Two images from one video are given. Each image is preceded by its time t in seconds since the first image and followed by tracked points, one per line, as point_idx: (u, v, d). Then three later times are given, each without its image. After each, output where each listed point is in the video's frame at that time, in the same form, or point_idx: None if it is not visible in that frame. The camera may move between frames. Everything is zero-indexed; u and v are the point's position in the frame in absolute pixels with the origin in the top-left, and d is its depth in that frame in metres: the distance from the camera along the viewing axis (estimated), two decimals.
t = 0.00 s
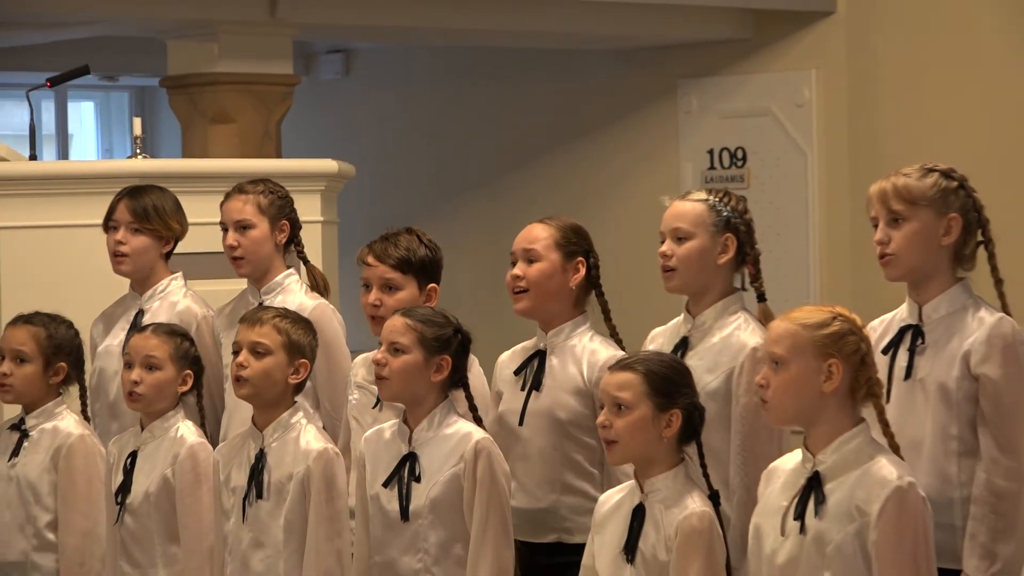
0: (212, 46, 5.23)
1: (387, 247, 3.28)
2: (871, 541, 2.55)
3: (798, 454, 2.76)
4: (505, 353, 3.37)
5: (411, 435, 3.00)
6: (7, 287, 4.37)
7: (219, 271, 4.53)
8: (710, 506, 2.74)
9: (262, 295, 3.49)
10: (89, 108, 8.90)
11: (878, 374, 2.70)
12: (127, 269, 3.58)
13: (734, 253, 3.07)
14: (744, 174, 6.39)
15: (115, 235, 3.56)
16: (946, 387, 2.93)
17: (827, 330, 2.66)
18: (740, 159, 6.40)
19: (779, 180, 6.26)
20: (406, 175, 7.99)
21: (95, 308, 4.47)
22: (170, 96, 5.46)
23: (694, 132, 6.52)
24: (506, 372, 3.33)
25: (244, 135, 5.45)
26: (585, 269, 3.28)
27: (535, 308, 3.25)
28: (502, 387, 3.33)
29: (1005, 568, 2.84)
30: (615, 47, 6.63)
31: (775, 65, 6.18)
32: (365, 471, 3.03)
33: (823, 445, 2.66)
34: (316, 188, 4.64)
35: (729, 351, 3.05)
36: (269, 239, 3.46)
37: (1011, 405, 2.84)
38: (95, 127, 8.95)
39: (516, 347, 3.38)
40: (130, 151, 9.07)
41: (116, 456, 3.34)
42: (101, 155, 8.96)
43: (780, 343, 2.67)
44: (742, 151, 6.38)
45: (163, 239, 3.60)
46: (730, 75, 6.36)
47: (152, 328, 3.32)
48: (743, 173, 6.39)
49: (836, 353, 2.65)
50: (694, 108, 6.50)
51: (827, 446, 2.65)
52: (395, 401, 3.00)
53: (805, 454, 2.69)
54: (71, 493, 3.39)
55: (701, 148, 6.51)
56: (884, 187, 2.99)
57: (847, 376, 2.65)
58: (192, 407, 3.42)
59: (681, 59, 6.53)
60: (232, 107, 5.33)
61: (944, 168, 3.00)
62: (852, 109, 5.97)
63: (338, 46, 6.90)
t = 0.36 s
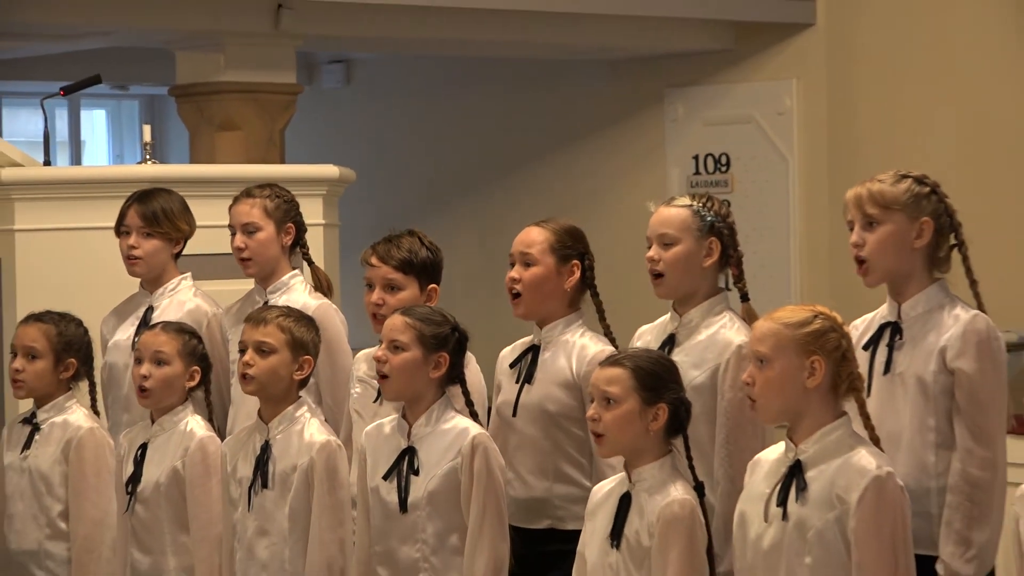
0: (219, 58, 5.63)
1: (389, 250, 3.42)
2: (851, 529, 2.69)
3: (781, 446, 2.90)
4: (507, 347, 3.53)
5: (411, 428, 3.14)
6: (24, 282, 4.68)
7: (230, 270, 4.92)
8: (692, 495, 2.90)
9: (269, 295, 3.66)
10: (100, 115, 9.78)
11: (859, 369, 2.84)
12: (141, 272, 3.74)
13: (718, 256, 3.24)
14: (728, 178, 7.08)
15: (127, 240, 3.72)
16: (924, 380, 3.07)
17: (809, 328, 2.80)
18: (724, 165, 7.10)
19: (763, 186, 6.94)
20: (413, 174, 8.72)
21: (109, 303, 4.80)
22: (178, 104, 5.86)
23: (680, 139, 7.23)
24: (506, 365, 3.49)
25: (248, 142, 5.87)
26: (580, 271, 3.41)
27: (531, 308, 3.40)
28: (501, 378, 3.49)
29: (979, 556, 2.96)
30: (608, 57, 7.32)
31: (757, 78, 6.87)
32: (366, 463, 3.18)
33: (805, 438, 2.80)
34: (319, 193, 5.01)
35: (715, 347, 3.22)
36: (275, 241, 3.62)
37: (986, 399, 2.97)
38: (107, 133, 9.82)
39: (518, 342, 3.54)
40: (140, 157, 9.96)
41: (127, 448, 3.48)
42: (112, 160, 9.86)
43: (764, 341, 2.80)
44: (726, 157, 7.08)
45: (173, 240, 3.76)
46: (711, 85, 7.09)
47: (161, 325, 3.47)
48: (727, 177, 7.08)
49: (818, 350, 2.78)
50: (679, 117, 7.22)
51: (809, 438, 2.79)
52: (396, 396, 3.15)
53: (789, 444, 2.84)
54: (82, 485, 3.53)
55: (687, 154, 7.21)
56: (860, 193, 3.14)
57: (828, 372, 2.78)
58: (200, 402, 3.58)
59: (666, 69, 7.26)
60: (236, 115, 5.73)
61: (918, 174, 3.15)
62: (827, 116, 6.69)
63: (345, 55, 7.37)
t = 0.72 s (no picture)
0: (227, 68, 5.83)
1: (389, 250, 3.57)
2: (835, 518, 2.82)
3: (769, 440, 3.04)
4: (504, 344, 3.67)
5: (411, 423, 3.29)
6: (39, 283, 4.82)
7: (237, 271, 5.08)
8: (674, 483, 3.04)
9: (275, 294, 3.81)
10: (113, 122, 10.02)
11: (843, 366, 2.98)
12: (150, 272, 3.91)
13: (705, 258, 3.38)
14: (714, 183, 7.32)
15: (137, 241, 3.88)
16: (900, 376, 3.21)
17: (794, 327, 2.93)
18: (711, 170, 7.34)
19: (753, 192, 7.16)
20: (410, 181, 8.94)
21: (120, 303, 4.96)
22: (188, 112, 6.05)
23: (668, 144, 7.47)
24: (502, 362, 3.64)
25: (255, 148, 6.05)
26: (571, 271, 3.55)
27: (525, 308, 3.54)
28: (498, 374, 3.64)
29: (954, 544, 3.10)
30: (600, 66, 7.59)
31: (739, 86, 7.13)
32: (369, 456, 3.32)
33: (792, 432, 2.94)
34: (324, 196, 5.17)
35: (703, 344, 3.37)
36: (281, 244, 3.77)
37: (958, 395, 3.12)
38: (120, 138, 10.04)
39: (515, 339, 3.69)
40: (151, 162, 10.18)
41: (140, 442, 3.63)
42: (124, 165, 10.07)
43: (752, 339, 2.94)
44: (713, 163, 7.32)
45: (181, 242, 3.92)
46: (698, 93, 7.32)
47: (168, 325, 3.60)
48: (712, 182, 7.32)
49: (803, 347, 2.92)
50: (668, 122, 7.46)
51: (795, 432, 2.93)
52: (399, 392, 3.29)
53: (775, 439, 2.97)
54: (95, 478, 3.67)
55: (675, 159, 7.45)
56: (839, 196, 3.30)
57: (813, 368, 2.92)
58: (209, 397, 3.73)
59: (653, 79, 7.50)
60: (243, 121, 5.93)
61: (895, 179, 3.30)
62: (820, 116, 6.84)
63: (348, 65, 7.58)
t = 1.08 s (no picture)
0: (237, 77, 6.02)
1: (388, 252, 3.71)
2: (821, 510, 2.95)
3: (757, 435, 3.18)
4: (493, 342, 3.82)
5: (412, 418, 3.43)
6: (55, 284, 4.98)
7: (243, 273, 5.22)
8: (664, 475, 3.19)
9: (281, 294, 3.95)
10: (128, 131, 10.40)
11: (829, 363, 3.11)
12: (160, 274, 4.08)
13: (693, 259, 3.54)
14: (703, 187, 7.58)
15: (149, 244, 4.06)
16: (877, 373, 3.36)
17: (782, 325, 3.06)
18: (700, 175, 7.60)
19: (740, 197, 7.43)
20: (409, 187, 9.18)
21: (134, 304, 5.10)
22: (199, 120, 6.24)
23: (660, 149, 7.73)
24: (492, 360, 3.78)
25: (264, 155, 6.24)
26: (563, 272, 3.69)
27: (518, 306, 3.69)
28: (488, 372, 3.78)
29: (930, 534, 3.25)
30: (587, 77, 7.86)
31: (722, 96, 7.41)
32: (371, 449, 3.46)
33: (779, 427, 3.07)
34: (327, 201, 5.31)
35: (692, 342, 3.52)
36: (287, 246, 3.92)
37: (933, 388, 3.26)
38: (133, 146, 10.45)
39: (503, 338, 3.83)
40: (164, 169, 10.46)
41: (152, 436, 3.78)
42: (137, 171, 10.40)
43: (742, 337, 3.07)
44: (702, 168, 7.58)
45: (191, 246, 4.10)
46: (686, 102, 7.59)
47: (176, 324, 3.75)
48: (701, 186, 7.59)
49: (790, 345, 3.05)
50: (659, 129, 7.71)
51: (783, 427, 3.06)
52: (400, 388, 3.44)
53: (765, 434, 3.11)
54: (110, 471, 3.82)
55: (667, 163, 7.71)
56: (820, 199, 3.46)
57: (800, 365, 3.05)
58: (218, 394, 3.89)
59: (644, 86, 7.76)
60: (252, 130, 6.11)
61: (875, 187, 3.47)
62: (816, 117, 7.07)
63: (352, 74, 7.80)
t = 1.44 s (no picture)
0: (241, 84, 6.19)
1: (384, 254, 3.87)
2: (802, 500, 3.06)
3: (742, 428, 3.29)
4: (483, 341, 3.93)
5: (408, 413, 3.57)
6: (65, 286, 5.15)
7: (246, 274, 5.41)
8: (651, 469, 3.32)
9: (283, 294, 4.14)
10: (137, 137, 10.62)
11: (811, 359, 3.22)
12: (166, 274, 4.25)
13: (679, 260, 3.68)
14: (688, 192, 8.02)
15: (156, 246, 4.24)
16: (853, 371, 3.50)
17: (765, 323, 3.17)
18: (684, 179, 8.03)
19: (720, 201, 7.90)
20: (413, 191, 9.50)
21: (141, 304, 5.29)
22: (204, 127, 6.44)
23: (648, 153, 8.14)
24: (488, 357, 3.89)
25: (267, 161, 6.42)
26: (559, 272, 3.84)
27: (516, 306, 3.83)
28: (483, 368, 3.90)
29: (903, 525, 3.38)
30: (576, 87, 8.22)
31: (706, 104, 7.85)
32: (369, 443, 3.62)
33: (763, 421, 3.19)
34: (327, 205, 5.46)
35: (677, 340, 3.66)
36: (288, 247, 4.11)
37: (907, 384, 3.40)
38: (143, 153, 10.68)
39: (494, 336, 3.94)
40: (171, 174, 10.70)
41: (160, 430, 3.94)
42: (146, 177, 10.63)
43: (726, 335, 3.19)
44: (686, 173, 8.02)
45: (197, 248, 4.27)
46: (672, 109, 8.00)
47: (184, 322, 3.90)
48: (686, 191, 8.02)
49: (773, 342, 3.16)
50: (647, 135, 8.13)
51: (767, 421, 3.17)
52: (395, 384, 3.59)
53: (749, 428, 3.22)
54: (119, 463, 3.98)
55: (654, 169, 8.13)
56: (800, 204, 3.59)
57: (783, 361, 3.16)
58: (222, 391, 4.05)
59: (630, 95, 8.17)
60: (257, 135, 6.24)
61: (852, 189, 3.60)
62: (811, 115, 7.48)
63: (351, 82, 8.07)
